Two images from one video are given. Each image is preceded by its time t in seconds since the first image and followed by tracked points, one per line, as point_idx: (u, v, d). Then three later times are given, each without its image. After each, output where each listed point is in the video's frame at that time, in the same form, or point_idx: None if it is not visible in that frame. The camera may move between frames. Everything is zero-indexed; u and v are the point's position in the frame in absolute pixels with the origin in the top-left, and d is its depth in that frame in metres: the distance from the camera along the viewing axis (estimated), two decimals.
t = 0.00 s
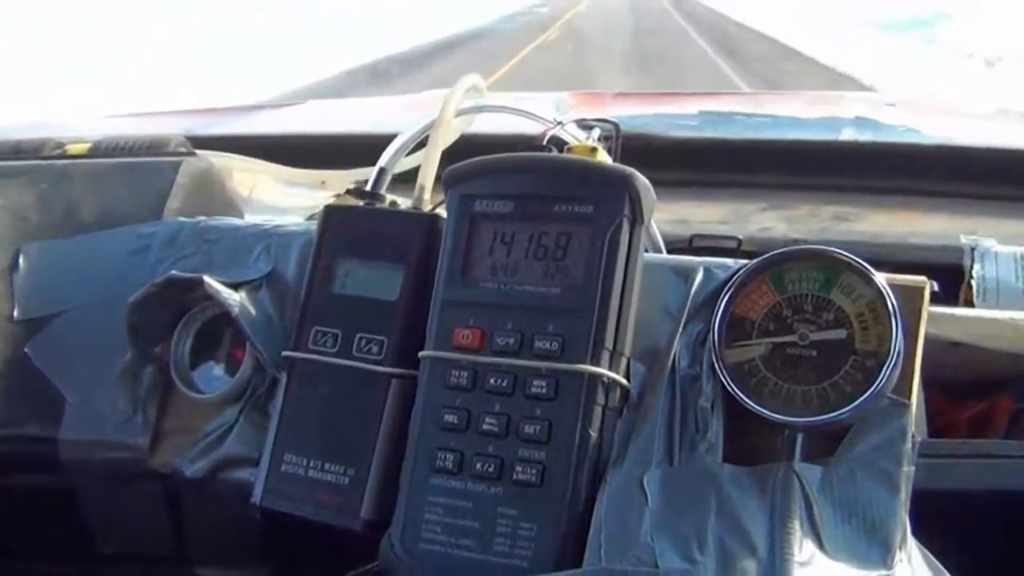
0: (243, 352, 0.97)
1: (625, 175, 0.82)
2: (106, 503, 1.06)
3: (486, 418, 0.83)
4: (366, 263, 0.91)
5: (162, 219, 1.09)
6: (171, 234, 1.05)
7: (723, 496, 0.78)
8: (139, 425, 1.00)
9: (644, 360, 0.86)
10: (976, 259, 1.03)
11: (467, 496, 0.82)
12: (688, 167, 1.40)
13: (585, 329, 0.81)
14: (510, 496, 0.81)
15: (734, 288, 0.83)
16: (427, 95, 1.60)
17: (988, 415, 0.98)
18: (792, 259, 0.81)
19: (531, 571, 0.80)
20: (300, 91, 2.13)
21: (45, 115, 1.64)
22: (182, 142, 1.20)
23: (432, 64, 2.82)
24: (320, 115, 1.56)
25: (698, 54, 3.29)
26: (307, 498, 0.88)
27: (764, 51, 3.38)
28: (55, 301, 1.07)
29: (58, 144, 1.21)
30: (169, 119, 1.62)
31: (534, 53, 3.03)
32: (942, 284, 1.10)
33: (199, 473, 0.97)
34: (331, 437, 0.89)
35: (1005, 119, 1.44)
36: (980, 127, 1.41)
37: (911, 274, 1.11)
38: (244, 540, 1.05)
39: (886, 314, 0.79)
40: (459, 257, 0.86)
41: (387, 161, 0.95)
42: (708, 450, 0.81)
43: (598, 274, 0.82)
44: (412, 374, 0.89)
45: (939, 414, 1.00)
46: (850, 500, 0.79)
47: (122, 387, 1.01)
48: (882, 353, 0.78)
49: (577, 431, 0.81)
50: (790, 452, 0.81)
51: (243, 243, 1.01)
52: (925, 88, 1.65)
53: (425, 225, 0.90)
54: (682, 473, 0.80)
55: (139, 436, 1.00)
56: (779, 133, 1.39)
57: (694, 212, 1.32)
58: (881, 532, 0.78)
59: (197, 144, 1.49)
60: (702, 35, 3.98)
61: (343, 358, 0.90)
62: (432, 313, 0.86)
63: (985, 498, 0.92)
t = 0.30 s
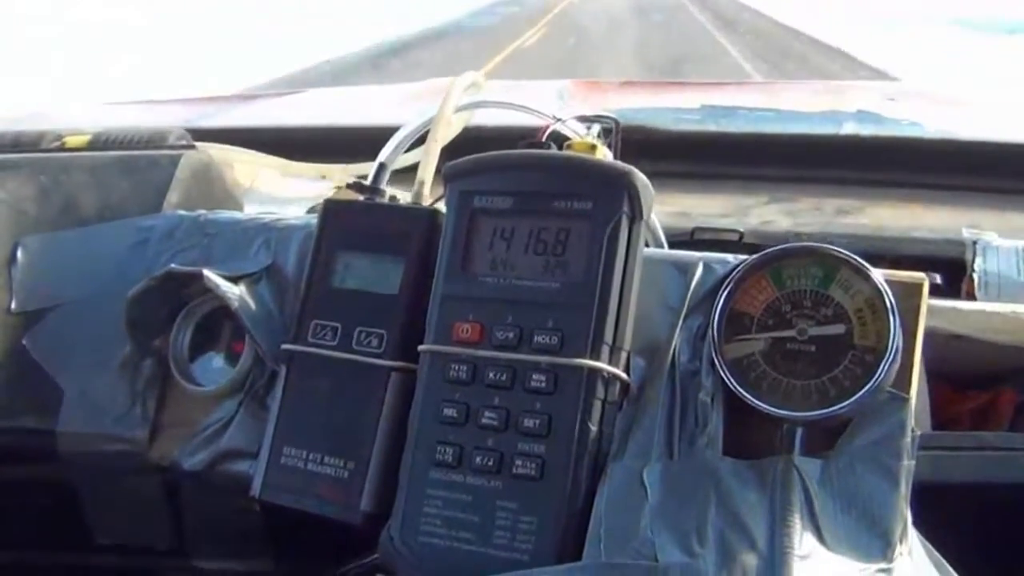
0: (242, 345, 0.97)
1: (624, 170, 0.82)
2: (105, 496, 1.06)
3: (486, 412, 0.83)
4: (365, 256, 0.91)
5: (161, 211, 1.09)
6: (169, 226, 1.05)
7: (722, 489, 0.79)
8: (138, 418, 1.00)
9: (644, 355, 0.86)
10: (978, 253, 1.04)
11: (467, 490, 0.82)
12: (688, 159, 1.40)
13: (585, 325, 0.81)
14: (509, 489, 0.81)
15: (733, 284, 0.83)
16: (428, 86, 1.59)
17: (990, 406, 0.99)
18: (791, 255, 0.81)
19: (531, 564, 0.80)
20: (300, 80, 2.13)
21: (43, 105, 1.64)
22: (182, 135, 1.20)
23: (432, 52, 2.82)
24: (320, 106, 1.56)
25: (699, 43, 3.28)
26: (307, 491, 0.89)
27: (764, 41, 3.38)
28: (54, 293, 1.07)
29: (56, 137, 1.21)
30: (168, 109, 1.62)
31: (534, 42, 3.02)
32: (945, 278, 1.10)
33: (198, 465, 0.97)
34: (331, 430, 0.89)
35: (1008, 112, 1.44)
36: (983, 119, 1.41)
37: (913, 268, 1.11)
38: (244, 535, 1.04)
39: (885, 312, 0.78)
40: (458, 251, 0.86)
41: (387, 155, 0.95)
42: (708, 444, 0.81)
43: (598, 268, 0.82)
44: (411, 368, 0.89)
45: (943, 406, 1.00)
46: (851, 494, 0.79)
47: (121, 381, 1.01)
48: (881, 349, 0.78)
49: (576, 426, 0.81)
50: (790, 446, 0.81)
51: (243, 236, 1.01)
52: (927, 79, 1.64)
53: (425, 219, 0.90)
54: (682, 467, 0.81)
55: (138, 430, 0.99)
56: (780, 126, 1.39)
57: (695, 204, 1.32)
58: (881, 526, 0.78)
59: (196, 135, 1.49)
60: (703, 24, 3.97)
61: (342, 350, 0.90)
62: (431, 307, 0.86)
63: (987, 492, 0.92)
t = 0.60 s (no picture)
0: (241, 338, 0.97)
1: (624, 162, 0.82)
2: (105, 488, 1.05)
3: (485, 405, 0.83)
4: (363, 249, 0.91)
5: (161, 205, 1.09)
6: (169, 219, 1.05)
7: (722, 483, 0.79)
8: (136, 410, 1.00)
9: (644, 346, 0.86)
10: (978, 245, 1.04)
11: (465, 482, 0.83)
12: (688, 151, 1.40)
13: (584, 317, 0.81)
14: (508, 481, 0.82)
15: (733, 277, 0.83)
16: (428, 78, 1.59)
17: (992, 399, 0.98)
18: (791, 248, 0.81)
19: (530, 557, 0.80)
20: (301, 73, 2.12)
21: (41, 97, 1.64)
22: (180, 128, 1.19)
23: (432, 44, 2.81)
24: (320, 98, 1.55)
25: (700, 36, 3.28)
26: (305, 484, 0.89)
27: (766, 33, 3.37)
28: (53, 285, 1.07)
29: (55, 130, 1.21)
30: (169, 101, 1.62)
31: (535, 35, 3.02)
32: (946, 269, 1.09)
33: (197, 458, 0.97)
34: (330, 421, 0.89)
35: (1010, 104, 1.44)
36: (985, 111, 1.40)
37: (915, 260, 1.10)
38: (242, 530, 1.04)
39: (886, 304, 0.78)
40: (457, 243, 0.86)
41: (387, 147, 0.95)
42: (708, 437, 0.81)
43: (597, 261, 0.81)
44: (411, 361, 0.89)
45: (943, 400, 1.00)
46: (852, 487, 0.78)
47: (121, 370, 1.01)
48: (881, 342, 0.78)
49: (575, 419, 0.81)
50: (791, 438, 0.81)
51: (241, 228, 1.01)
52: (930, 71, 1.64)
53: (424, 213, 0.89)
54: (681, 460, 0.80)
55: (136, 422, 0.99)
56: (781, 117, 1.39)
57: (696, 196, 1.32)
58: (883, 519, 0.77)
59: (196, 127, 1.49)
60: (702, 16, 3.97)
61: (341, 343, 0.90)
62: (430, 299, 0.86)
63: (987, 485, 0.92)
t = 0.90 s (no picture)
0: (241, 329, 0.96)
1: (626, 148, 0.82)
2: (104, 483, 1.04)
3: (485, 395, 0.83)
4: (363, 238, 0.90)
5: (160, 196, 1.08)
6: (168, 210, 1.05)
7: (723, 474, 0.79)
8: (136, 403, 0.99)
9: (645, 336, 0.86)
10: (982, 235, 1.04)
11: (466, 473, 0.83)
12: (689, 143, 1.40)
13: (585, 305, 0.81)
14: (507, 472, 0.82)
15: (737, 265, 0.83)
16: (428, 71, 1.59)
17: (992, 392, 0.97)
18: (796, 235, 0.81)
19: (530, 549, 0.80)
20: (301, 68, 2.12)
21: (40, 91, 1.63)
22: (179, 120, 1.19)
23: (432, 41, 2.81)
24: (320, 93, 1.55)
25: (702, 32, 3.27)
26: (303, 475, 0.88)
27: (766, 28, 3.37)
28: (53, 277, 1.06)
29: (55, 122, 1.21)
30: (170, 95, 1.61)
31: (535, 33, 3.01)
32: (947, 261, 1.09)
33: (199, 450, 0.96)
34: (330, 412, 0.89)
35: (1012, 94, 1.43)
36: (987, 102, 1.40)
37: (917, 250, 1.10)
38: (242, 522, 1.03)
39: (891, 290, 0.78)
40: (459, 230, 0.86)
41: (387, 136, 0.95)
42: (709, 428, 0.81)
43: (598, 249, 0.82)
44: (411, 351, 0.88)
45: (943, 393, 0.99)
46: (854, 477, 0.78)
47: (120, 362, 1.00)
48: (887, 330, 0.77)
49: (576, 409, 0.81)
50: (794, 428, 0.80)
51: (239, 220, 1.01)
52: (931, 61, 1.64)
53: (424, 204, 0.89)
54: (682, 451, 0.81)
55: (134, 415, 0.99)
56: (782, 109, 1.38)
57: (697, 187, 1.31)
58: (884, 510, 0.77)
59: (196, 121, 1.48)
60: (704, 13, 3.96)
61: (341, 333, 0.89)
62: (431, 288, 0.87)
63: (989, 477, 0.91)
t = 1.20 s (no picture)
0: (241, 321, 0.96)
1: (627, 138, 0.82)
2: (104, 475, 1.04)
3: (486, 386, 0.83)
4: (364, 229, 0.90)
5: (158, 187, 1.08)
6: (167, 201, 1.04)
7: (724, 466, 0.79)
8: (135, 395, 0.99)
9: (646, 328, 0.85)
10: (983, 227, 1.04)
11: (466, 465, 0.82)
12: (689, 136, 1.39)
13: (585, 297, 0.81)
14: (508, 464, 0.81)
15: (739, 256, 0.83)
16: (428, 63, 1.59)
17: (993, 384, 0.97)
18: (799, 225, 0.81)
19: (530, 540, 0.80)
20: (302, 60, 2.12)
21: (38, 83, 1.63)
22: (179, 111, 1.19)
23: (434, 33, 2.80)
24: (321, 85, 1.55)
25: (703, 24, 3.27)
26: (303, 466, 0.88)
27: (767, 20, 3.37)
28: (51, 269, 1.06)
29: (54, 114, 1.20)
30: (170, 88, 1.61)
31: (537, 25, 3.01)
32: (949, 253, 1.09)
33: (197, 441, 0.96)
34: (330, 404, 0.88)
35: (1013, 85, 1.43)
36: (988, 93, 1.40)
37: (918, 241, 1.09)
38: (241, 515, 1.03)
39: (893, 281, 0.78)
40: (460, 220, 0.86)
41: (387, 127, 0.94)
42: (710, 419, 0.81)
43: (599, 239, 0.81)
44: (412, 342, 0.88)
45: (943, 386, 0.98)
46: (854, 468, 0.78)
47: (118, 354, 1.00)
48: (888, 322, 0.77)
49: (575, 400, 0.81)
50: (795, 420, 0.80)
51: (239, 210, 1.01)
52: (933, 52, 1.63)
53: (424, 195, 0.89)
54: (683, 443, 0.81)
55: (134, 406, 0.99)
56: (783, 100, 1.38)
57: (698, 179, 1.31)
58: (886, 499, 0.77)
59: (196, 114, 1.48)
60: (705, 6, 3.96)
61: (341, 326, 0.89)
62: (431, 280, 0.86)
63: (989, 468, 0.91)
